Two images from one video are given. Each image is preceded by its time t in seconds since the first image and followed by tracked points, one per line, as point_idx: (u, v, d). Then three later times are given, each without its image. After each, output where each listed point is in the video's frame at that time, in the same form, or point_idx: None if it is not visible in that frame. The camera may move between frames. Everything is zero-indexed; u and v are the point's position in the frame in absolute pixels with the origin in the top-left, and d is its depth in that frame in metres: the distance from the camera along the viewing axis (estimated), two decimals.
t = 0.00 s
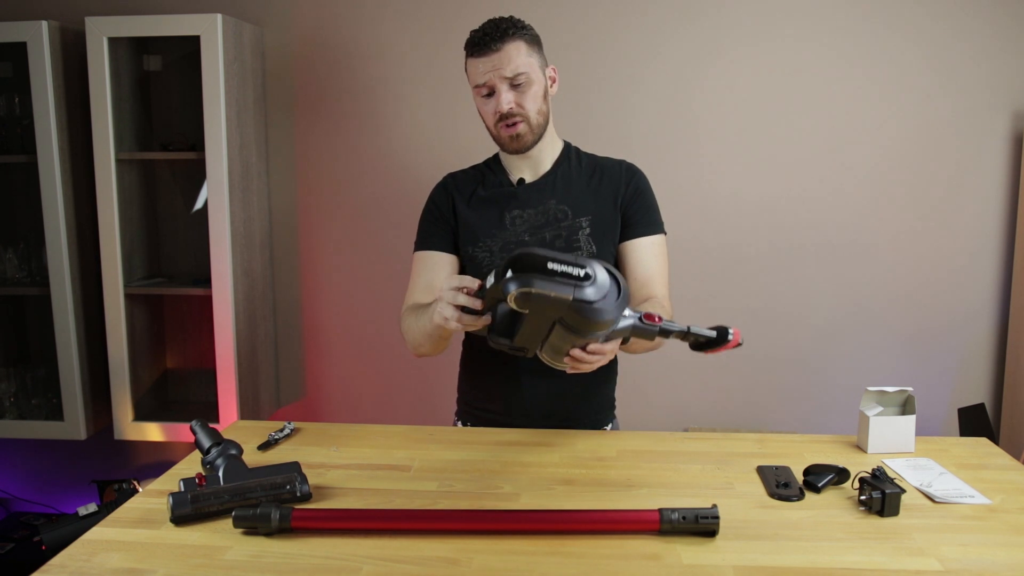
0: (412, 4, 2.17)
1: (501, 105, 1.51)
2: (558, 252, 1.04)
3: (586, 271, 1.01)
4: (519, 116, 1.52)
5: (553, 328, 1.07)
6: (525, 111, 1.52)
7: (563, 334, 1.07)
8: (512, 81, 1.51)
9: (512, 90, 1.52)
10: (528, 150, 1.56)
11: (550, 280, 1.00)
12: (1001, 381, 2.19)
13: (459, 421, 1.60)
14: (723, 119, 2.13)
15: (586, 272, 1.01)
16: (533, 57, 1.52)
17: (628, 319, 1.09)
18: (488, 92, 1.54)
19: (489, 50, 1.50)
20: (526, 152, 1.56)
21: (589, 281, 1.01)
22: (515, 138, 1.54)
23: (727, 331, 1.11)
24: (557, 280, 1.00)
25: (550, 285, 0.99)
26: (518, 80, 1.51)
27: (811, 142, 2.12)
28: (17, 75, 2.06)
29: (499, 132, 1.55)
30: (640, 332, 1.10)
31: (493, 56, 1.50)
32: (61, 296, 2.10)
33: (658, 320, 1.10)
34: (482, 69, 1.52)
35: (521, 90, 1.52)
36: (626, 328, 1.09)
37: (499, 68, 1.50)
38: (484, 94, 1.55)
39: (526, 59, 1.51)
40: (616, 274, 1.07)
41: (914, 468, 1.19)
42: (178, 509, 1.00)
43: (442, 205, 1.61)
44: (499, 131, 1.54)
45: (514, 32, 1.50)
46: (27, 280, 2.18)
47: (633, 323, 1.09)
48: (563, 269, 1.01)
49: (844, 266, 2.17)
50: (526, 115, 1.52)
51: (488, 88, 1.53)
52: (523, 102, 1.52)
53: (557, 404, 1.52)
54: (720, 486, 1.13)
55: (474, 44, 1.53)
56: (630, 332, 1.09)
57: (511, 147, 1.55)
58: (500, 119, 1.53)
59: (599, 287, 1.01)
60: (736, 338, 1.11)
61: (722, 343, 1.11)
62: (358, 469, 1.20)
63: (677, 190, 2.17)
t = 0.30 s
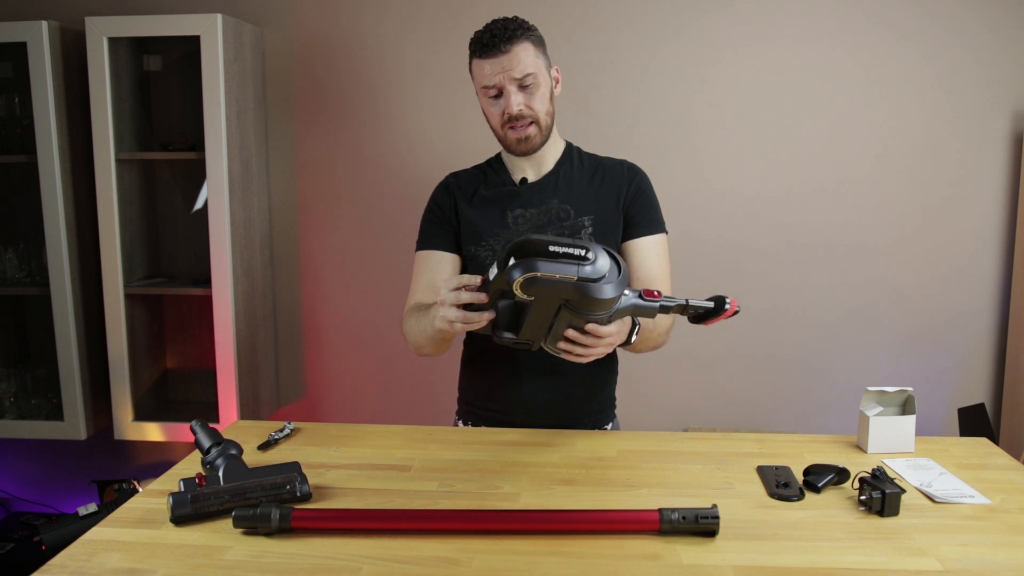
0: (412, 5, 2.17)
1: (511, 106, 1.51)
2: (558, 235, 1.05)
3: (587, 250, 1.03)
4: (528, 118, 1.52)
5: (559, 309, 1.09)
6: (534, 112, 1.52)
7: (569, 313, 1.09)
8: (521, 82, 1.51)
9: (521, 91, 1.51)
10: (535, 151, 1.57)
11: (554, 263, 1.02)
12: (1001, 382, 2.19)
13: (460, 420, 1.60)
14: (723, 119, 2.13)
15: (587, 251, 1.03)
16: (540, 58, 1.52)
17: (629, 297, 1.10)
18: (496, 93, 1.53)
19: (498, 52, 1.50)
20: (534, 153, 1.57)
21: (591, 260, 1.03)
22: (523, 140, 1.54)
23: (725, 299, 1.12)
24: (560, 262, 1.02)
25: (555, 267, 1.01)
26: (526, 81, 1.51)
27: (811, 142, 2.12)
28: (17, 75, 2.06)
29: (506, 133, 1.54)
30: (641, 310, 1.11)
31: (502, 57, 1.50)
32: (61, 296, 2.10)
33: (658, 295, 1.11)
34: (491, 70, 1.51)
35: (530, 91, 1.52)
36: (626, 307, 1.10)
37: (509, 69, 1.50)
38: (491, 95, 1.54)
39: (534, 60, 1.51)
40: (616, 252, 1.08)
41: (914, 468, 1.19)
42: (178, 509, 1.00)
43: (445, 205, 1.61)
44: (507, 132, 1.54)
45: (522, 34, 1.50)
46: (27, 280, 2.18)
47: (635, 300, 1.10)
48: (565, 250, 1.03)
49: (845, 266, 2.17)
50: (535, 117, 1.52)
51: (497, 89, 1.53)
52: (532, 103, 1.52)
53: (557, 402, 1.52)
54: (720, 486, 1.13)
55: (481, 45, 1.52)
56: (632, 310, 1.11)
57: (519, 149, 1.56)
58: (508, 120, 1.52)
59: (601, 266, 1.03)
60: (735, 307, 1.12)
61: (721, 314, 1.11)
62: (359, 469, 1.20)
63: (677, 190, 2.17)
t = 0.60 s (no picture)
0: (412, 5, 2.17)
1: (511, 104, 1.51)
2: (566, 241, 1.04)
3: (597, 260, 1.03)
4: (528, 117, 1.52)
5: (563, 314, 1.10)
6: (534, 111, 1.52)
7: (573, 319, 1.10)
8: (522, 81, 1.51)
9: (522, 90, 1.52)
10: (535, 151, 1.56)
11: (564, 271, 1.01)
12: (1001, 381, 2.19)
13: (461, 418, 1.61)
14: (723, 119, 2.13)
15: (597, 260, 1.03)
16: (542, 58, 1.53)
17: (633, 305, 1.10)
18: (497, 91, 1.54)
19: (500, 50, 1.50)
20: (533, 152, 1.56)
21: (599, 269, 1.03)
22: (522, 138, 1.54)
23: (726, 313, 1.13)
24: (571, 271, 1.01)
25: (565, 276, 1.01)
26: (527, 80, 1.51)
27: (811, 142, 2.12)
28: (17, 75, 2.06)
29: (506, 132, 1.54)
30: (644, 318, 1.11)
31: (503, 55, 1.50)
32: (61, 296, 2.10)
33: (660, 305, 1.11)
34: (493, 68, 1.52)
35: (531, 90, 1.52)
36: (629, 314, 1.10)
37: (510, 68, 1.50)
38: (492, 93, 1.55)
39: (536, 59, 1.51)
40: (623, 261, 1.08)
41: (914, 468, 1.19)
42: (178, 509, 1.01)
43: (446, 203, 1.61)
44: (507, 131, 1.54)
45: (524, 33, 1.51)
46: (27, 280, 2.18)
47: (638, 307, 1.10)
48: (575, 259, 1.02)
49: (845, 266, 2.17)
50: (535, 116, 1.52)
51: (498, 88, 1.53)
52: (532, 102, 1.52)
53: (557, 399, 1.52)
54: (720, 486, 1.13)
55: (484, 43, 1.52)
56: (633, 320, 1.11)
57: (518, 148, 1.56)
58: (508, 118, 1.52)
59: (610, 277, 1.03)
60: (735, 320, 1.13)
61: (721, 325, 1.12)
62: (359, 468, 1.20)
63: (677, 189, 2.17)
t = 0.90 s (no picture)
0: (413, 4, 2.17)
1: (514, 103, 1.51)
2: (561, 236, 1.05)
3: (591, 249, 1.03)
4: (531, 116, 1.52)
5: (565, 309, 1.09)
6: (537, 110, 1.52)
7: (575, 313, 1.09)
8: (525, 80, 1.52)
9: (525, 89, 1.52)
10: (537, 149, 1.56)
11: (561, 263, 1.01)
12: (1001, 381, 2.19)
13: (461, 417, 1.61)
14: (723, 119, 2.13)
15: (592, 249, 1.03)
16: (545, 57, 1.53)
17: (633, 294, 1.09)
18: (500, 90, 1.54)
19: (503, 49, 1.50)
20: (536, 151, 1.56)
21: (597, 259, 1.03)
22: (525, 137, 1.54)
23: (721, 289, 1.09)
24: (568, 262, 1.01)
25: (563, 268, 1.01)
26: (530, 79, 1.52)
27: (811, 142, 2.12)
28: (17, 75, 2.06)
29: (509, 131, 1.54)
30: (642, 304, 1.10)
31: (506, 55, 1.50)
32: (61, 296, 2.10)
33: (658, 288, 1.10)
34: (496, 68, 1.52)
35: (534, 89, 1.52)
36: (628, 302, 1.09)
37: (513, 67, 1.50)
38: (495, 92, 1.55)
39: (539, 58, 1.51)
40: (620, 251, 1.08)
41: (914, 468, 1.19)
42: (178, 509, 1.00)
43: (448, 202, 1.61)
44: (510, 130, 1.54)
45: (527, 32, 1.51)
46: (27, 281, 2.18)
47: (636, 294, 1.09)
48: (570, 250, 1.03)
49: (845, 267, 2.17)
50: (537, 115, 1.52)
51: (501, 87, 1.53)
52: (535, 101, 1.52)
53: (557, 397, 1.52)
54: (720, 486, 1.13)
55: (487, 43, 1.52)
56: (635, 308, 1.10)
57: (522, 147, 1.55)
58: (511, 117, 1.53)
59: (607, 263, 1.03)
60: (732, 294, 1.08)
61: (719, 302, 1.08)
62: (359, 468, 1.20)
63: (677, 189, 2.17)
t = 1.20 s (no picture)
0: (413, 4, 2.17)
1: (514, 99, 1.51)
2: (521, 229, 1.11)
3: (554, 225, 1.10)
4: (532, 112, 1.52)
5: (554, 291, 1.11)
6: (537, 106, 1.52)
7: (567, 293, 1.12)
8: (526, 76, 1.51)
9: (526, 85, 1.51)
10: (539, 147, 1.56)
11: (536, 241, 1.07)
12: (1001, 381, 2.19)
13: (461, 416, 1.61)
14: (723, 119, 2.13)
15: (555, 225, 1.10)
16: (547, 54, 1.53)
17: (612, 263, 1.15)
18: (500, 86, 1.53)
19: (504, 45, 1.50)
20: (537, 149, 1.56)
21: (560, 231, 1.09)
22: (526, 134, 1.53)
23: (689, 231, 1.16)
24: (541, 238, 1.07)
25: (540, 243, 1.06)
26: (531, 75, 1.51)
27: (811, 142, 2.12)
28: (17, 75, 2.05)
29: (510, 127, 1.54)
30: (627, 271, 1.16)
31: (507, 51, 1.50)
32: (61, 296, 2.10)
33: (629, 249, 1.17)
34: (496, 64, 1.51)
35: (535, 86, 1.52)
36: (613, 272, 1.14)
37: (514, 62, 1.50)
38: (496, 88, 1.54)
39: (541, 56, 1.51)
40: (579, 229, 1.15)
41: (914, 468, 1.19)
42: (178, 509, 1.00)
43: (450, 202, 1.61)
44: (511, 126, 1.54)
45: (529, 30, 1.50)
46: (27, 281, 2.18)
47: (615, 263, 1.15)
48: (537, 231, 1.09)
49: (845, 267, 2.17)
50: (538, 112, 1.52)
51: (501, 83, 1.53)
52: (536, 98, 1.52)
53: (558, 397, 1.52)
54: (720, 485, 1.13)
55: (488, 39, 1.52)
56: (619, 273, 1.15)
57: (523, 144, 1.55)
58: (511, 113, 1.52)
59: (574, 231, 1.10)
60: (698, 231, 1.15)
61: (689, 242, 1.14)
62: (359, 468, 1.20)
63: (677, 189, 2.17)
